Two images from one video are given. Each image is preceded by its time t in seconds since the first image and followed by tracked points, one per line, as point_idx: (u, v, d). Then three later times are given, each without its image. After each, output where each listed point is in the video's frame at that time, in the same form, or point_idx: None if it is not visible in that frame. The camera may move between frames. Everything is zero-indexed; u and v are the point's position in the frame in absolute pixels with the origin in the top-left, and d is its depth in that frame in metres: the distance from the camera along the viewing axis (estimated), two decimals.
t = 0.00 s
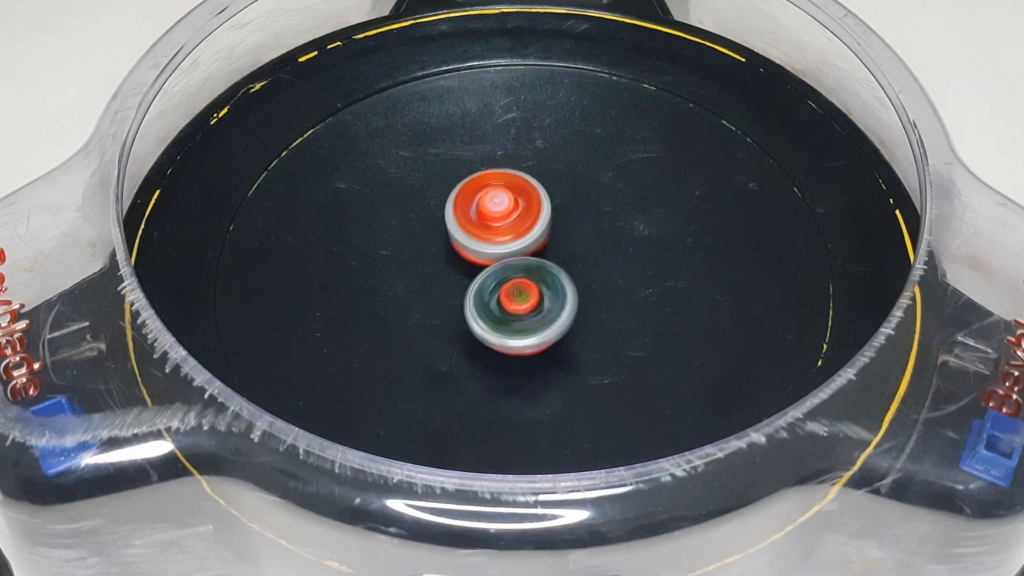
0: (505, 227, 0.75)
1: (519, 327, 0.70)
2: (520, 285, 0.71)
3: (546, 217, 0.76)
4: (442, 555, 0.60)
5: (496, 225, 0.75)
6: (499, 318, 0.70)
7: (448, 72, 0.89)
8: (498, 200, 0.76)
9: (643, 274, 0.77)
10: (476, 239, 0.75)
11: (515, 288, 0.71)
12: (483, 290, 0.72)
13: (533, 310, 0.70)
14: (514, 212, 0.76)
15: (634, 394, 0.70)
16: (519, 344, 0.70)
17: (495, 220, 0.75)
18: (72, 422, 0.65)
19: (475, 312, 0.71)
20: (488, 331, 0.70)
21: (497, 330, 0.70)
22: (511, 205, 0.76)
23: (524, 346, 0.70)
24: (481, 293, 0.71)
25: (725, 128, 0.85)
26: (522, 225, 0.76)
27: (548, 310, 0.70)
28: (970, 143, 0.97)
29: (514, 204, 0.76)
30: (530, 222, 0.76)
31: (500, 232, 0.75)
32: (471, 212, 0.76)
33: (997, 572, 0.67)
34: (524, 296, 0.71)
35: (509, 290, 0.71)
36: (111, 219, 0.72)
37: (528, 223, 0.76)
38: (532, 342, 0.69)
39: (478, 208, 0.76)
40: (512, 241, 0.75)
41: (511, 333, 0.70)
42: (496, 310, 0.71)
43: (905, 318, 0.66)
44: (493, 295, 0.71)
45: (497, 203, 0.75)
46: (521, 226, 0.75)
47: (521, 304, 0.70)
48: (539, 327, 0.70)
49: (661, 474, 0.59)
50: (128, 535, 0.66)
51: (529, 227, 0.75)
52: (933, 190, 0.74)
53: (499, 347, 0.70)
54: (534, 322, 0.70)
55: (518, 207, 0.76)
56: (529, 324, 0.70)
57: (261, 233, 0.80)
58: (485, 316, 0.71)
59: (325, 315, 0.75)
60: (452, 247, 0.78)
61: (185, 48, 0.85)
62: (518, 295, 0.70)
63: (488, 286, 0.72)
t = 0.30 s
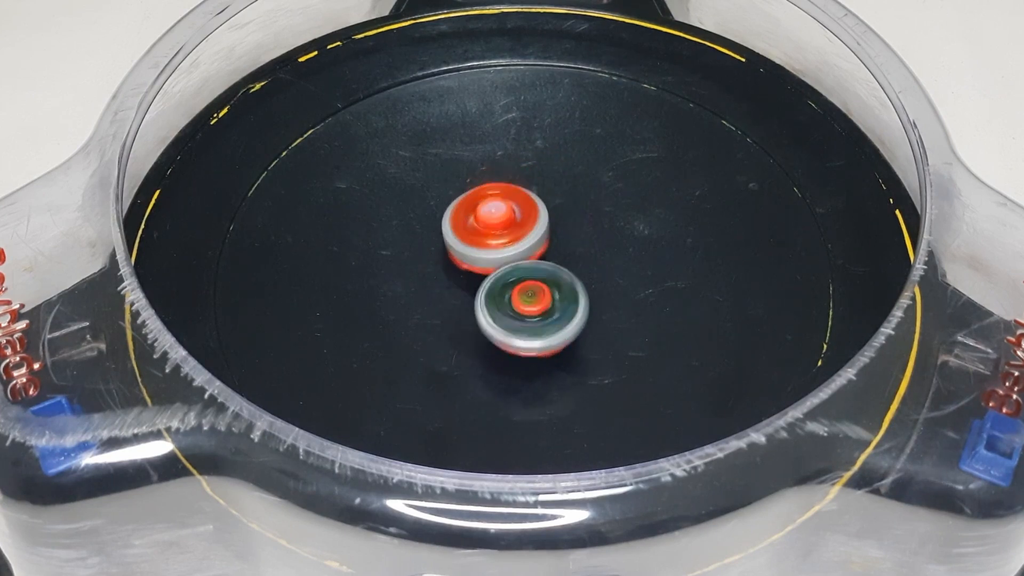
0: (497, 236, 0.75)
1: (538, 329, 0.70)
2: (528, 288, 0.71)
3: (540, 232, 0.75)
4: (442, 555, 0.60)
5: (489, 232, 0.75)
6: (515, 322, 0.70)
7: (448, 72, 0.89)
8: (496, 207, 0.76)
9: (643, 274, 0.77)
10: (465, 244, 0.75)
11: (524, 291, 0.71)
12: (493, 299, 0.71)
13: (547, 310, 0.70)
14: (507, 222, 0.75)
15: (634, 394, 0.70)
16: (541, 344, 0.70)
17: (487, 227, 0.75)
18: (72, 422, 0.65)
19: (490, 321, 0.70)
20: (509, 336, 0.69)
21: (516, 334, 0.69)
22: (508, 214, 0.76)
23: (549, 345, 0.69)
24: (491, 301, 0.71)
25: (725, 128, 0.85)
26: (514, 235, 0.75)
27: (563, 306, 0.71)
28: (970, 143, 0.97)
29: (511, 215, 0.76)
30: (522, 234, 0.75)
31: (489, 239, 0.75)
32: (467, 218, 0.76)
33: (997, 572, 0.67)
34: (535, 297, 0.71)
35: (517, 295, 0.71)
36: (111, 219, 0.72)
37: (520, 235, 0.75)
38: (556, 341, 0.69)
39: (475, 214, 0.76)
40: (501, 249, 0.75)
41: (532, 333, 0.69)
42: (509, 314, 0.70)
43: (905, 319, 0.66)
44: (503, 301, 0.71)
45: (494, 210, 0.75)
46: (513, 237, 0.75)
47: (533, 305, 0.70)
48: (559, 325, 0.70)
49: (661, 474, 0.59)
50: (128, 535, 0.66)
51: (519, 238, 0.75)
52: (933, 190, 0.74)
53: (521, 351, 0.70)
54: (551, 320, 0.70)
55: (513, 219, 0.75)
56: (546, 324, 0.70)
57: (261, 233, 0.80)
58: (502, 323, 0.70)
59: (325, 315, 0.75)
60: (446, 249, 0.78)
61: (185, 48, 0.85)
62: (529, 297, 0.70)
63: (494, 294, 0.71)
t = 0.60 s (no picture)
0: (487, 241, 0.75)
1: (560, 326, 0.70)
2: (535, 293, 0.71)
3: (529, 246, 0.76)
4: (442, 555, 0.60)
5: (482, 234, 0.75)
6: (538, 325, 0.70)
7: (448, 72, 0.89)
8: (497, 212, 0.76)
9: (643, 274, 0.77)
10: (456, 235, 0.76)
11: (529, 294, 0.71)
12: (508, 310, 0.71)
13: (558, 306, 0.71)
14: (501, 229, 0.76)
15: (634, 394, 0.70)
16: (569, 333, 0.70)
17: (482, 228, 0.75)
18: (72, 422, 0.65)
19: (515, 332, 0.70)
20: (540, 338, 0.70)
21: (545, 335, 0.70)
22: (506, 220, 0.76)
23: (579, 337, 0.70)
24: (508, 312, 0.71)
25: (725, 128, 0.85)
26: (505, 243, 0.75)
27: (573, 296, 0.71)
28: (970, 143, 0.97)
29: (510, 223, 0.76)
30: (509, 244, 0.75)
31: (474, 240, 0.75)
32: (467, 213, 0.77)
33: (997, 572, 0.67)
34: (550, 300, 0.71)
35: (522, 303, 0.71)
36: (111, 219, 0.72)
37: (508, 245, 0.75)
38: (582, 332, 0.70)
39: (474, 213, 0.76)
40: (488, 253, 0.75)
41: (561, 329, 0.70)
42: (509, 322, 0.70)
43: (905, 319, 0.66)
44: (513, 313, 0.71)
45: (496, 215, 0.76)
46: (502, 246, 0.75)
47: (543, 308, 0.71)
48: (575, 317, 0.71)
49: (661, 474, 0.59)
50: (128, 535, 0.66)
51: (508, 248, 0.75)
52: (933, 190, 0.74)
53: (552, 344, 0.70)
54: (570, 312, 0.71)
55: (508, 228, 0.76)
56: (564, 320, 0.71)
57: (261, 233, 0.80)
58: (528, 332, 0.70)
59: (325, 315, 0.75)
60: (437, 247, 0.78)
61: (185, 48, 0.85)
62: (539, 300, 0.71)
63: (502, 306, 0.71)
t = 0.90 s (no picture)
0: (483, 246, 0.75)
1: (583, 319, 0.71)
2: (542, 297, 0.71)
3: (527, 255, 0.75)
4: (442, 555, 0.60)
5: (480, 239, 0.75)
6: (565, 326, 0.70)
7: (448, 72, 0.89)
8: (496, 218, 0.75)
9: (643, 274, 0.77)
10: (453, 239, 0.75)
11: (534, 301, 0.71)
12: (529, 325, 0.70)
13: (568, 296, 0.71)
14: (499, 235, 0.75)
15: (634, 394, 0.70)
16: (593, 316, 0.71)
17: (480, 233, 0.75)
18: (72, 422, 0.65)
19: (548, 344, 0.70)
20: (570, 339, 0.70)
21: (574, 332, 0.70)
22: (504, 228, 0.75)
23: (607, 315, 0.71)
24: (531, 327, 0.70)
25: (725, 128, 0.85)
26: (502, 250, 0.75)
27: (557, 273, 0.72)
28: (970, 143, 0.97)
29: (508, 231, 0.75)
30: (504, 251, 0.75)
31: (469, 245, 0.75)
32: (466, 218, 0.76)
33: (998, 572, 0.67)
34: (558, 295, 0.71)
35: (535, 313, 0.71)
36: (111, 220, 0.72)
37: (507, 253, 0.74)
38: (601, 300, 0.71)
39: (474, 217, 0.76)
40: (483, 259, 0.74)
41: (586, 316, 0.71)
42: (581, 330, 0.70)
43: (905, 319, 0.66)
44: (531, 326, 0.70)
45: (496, 220, 0.75)
46: (498, 252, 0.75)
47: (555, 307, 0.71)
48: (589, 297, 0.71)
49: (661, 474, 0.59)
50: (128, 535, 0.66)
51: (504, 255, 0.74)
52: (933, 191, 0.74)
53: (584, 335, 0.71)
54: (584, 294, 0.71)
55: (506, 236, 0.75)
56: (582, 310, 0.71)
57: (261, 233, 0.80)
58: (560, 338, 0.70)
59: (325, 315, 0.75)
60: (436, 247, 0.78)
61: (185, 48, 0.85)
62: (550, 300, 0.71)
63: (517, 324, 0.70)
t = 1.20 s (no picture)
0: (476, 243, 0.75)
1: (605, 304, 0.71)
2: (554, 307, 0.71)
3: (518, 255, 0.75)
4: (442, 555, 0.60)
5: (473, 237, 0.75)
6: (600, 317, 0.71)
7: (448, 72, 0.89)
8: (493, 216, 0.76)
9: (643, 274, 0.77)
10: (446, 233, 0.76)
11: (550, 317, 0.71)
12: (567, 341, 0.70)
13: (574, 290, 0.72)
14: (493, 233, 0.75)
15: (634, 394, 0.70)
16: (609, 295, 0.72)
17: (474, 230, 0.75)
18: (72, 422, 0.65)
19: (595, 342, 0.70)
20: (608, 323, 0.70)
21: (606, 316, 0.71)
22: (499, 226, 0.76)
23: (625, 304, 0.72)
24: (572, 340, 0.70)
25: (725, 128, 0.85)
26: (494, 247, 0.75)
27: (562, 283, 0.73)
28: (970, 143, 0.97)
29: (503, 231, 0.76)
30: (495, 250, 0.75)
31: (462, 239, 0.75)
32: (464, 215, 0.76)
33: (998, 572, 0.67)
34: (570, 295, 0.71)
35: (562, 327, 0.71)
36: (111, 220, 0.72)
37: (502, 250, 0.75)
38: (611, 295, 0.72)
39: (472, 215, 0.76)
40: (474, 256, 0.75)
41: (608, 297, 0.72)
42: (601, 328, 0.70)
43: (905, 319, 0.66)
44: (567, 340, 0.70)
45: (493, 220, 0.76)
46: (490, 250, 0.75)
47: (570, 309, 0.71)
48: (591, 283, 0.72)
49: (661, 474, 0.59)
50: (128, 535, 0.66)
51: (499, 253, 0.75)
52: (933, 190, 0.74)
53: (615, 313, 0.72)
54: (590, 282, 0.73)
55: (498, 236, 0.75)
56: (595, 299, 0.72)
57: (261, 233, 0.80)
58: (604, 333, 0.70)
59: (325, 315, 0.75)
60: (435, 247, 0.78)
61: (185, 48, 0.85)
62: (563, 306, 0.71)
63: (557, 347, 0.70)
